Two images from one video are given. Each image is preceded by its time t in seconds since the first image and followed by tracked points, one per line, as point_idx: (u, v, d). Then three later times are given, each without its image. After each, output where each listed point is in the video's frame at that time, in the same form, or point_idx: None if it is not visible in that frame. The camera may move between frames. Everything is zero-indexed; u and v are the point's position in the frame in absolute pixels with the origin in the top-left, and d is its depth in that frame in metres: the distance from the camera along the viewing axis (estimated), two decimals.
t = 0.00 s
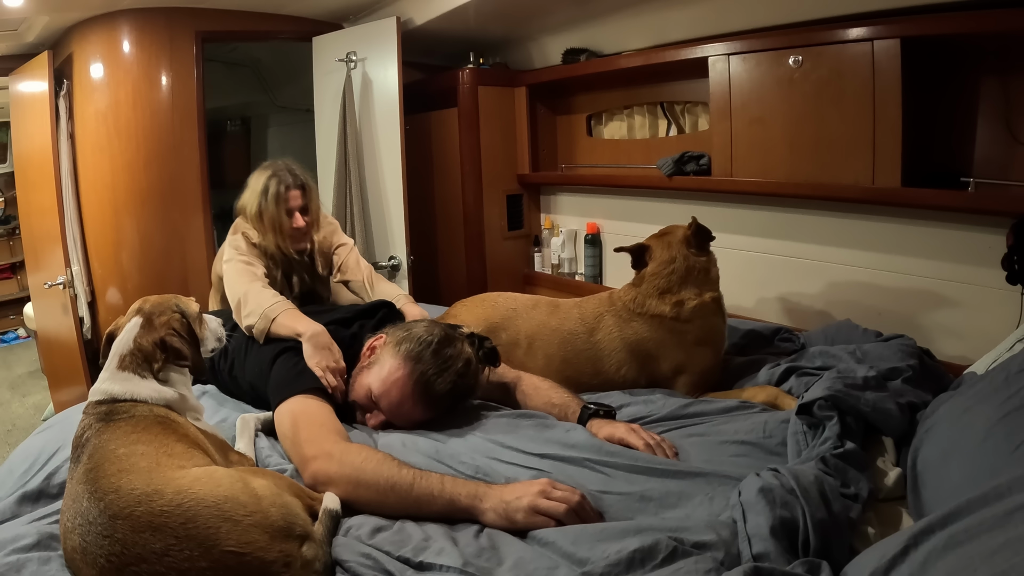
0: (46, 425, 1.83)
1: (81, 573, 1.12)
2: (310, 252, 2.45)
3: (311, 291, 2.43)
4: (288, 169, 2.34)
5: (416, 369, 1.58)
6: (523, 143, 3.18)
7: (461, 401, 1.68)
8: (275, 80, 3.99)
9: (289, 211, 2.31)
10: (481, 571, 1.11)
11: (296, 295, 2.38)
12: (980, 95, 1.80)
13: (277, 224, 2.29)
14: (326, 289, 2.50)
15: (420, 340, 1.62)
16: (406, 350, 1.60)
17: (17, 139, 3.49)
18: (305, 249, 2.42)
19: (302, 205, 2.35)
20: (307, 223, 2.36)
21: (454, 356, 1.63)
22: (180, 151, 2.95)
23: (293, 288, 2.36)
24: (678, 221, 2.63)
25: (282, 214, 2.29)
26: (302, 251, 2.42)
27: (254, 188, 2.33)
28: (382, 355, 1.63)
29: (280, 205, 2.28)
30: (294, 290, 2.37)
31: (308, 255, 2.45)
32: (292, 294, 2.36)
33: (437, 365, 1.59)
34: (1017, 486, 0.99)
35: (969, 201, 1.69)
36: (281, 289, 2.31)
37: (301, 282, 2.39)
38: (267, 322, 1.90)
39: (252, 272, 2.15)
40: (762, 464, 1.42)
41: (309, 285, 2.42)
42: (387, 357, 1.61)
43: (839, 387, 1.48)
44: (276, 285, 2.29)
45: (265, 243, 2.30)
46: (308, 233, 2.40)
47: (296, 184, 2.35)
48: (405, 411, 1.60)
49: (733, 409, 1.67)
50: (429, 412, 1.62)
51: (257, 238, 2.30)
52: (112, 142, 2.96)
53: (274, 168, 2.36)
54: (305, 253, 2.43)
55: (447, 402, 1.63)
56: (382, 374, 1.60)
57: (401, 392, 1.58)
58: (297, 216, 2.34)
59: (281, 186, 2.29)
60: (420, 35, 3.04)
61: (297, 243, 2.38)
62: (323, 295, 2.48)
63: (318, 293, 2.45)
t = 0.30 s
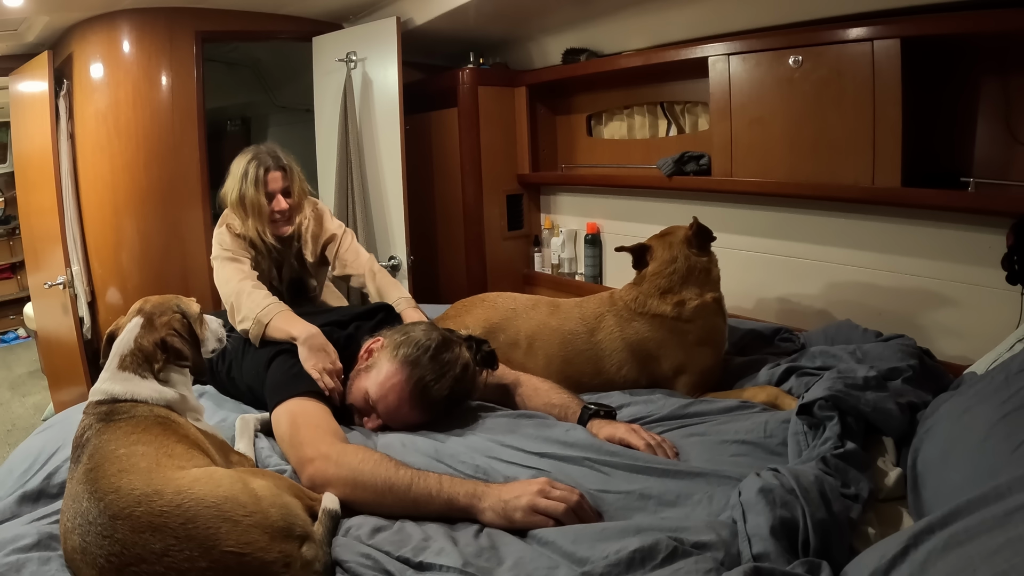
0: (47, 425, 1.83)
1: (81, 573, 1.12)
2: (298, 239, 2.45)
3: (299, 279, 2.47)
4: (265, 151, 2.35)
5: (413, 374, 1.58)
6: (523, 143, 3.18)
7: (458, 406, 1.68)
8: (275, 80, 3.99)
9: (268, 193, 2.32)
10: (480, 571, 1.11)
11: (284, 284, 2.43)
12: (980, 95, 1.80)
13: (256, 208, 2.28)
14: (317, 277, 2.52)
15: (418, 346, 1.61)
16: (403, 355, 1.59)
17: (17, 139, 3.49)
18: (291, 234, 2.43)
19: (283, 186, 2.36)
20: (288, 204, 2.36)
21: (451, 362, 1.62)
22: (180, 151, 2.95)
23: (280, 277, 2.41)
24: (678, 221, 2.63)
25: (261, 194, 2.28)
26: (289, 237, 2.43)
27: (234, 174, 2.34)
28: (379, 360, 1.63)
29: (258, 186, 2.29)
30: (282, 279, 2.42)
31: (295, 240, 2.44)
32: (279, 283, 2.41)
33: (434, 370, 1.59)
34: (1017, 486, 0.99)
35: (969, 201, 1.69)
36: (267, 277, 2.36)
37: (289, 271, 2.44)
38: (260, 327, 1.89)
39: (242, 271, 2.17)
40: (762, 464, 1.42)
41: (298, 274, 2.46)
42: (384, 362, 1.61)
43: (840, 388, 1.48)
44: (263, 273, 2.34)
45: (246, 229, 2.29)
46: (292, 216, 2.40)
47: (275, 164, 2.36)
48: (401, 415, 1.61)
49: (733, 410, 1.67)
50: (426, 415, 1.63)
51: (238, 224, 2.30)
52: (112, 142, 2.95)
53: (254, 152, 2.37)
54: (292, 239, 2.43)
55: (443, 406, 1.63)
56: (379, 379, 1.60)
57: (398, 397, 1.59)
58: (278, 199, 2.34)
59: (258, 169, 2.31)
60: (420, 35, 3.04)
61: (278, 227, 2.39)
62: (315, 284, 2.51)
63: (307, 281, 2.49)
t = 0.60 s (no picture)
0: (47, 425, 1.83)
1: (81, 573, 1.12)
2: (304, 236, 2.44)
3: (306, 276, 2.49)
4: (268, 146, 2.36)
5: (418, 375, 1.59)
6: (523, 143, 3.18)
7: (460, 408, 1.69)
8: (275, 80, 3.99)
9: (272, 186, 2.32)
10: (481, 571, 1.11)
11: (290, 280, 2.45)
12: (980, 95, 1.81)
13: (259, 202, 2.29)
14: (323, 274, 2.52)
15: (423, 345, 1.61)
16: (409, 355, 1.60)
17: (17, 139, 3.49)
18: (295, 229, 2.41)
19: (286, 181, 2.35)
20: (292, 200, 2.35)
21: (456, 363, 1.64)
22: (180, 151, 2.95)
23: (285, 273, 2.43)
24: (678, 220, 2.63)
25: (264, 189, 2.29)
26: (294, 233, 2.42)
27: (240, 169, 2.34)
28: (384, 357, 1.63)
29: (262, 180, 2.29)
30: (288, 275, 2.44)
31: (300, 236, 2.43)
32: (283, 279, 2.43)
33: (439, 372, 1.61)
34: (1016, 486, 0.99)
35: (968, 201, 1.69)
36: (271, 272, 2.38)
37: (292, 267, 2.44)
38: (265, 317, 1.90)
39: (245, 263, 2.18)
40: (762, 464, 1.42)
41: (304, 271, 2.48)
42: (390, 360, 1.61)
43: (840, 388, 1.48)
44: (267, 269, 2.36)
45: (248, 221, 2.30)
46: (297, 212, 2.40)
47: (279, 159, 2.36)
48: (404, 414, 1.61)
49: (733, 410, 1.67)
50: (428, 416, 1.63)
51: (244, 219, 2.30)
52: (112, 142, 2.96)
53: (259, 148, 2.38)
54: (297, 235, 2.42)
55: (446, 407, 1.64)
56: (384, 377, 1.60)
57: (402, 395, 1.59)
58: (282, 194, 2.34)
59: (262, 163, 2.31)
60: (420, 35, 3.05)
61: (282, 221, 2.37)
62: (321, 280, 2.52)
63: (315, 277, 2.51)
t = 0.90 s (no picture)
0: (46, 425, 1.83)
1: (81, 573, 1.13)
2: (297, 227, 2.45)
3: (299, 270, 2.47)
4: (266, 136, 2.35)
5: (404, 365, 1.62)
6: (523, 143, 3.18)
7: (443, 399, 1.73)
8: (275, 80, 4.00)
9: (267, 177, 2.32)
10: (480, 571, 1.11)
11: (281, 273, 2.42)
12: (980, 95, 1.81)
13: (253, 190, 2.30)
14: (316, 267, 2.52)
15: (410, 337, 1.65)
16: (396, 346, 1.63)
17: (17, 139, 3.49)
18: (289, 218, 2.43)
19: (282, 171, 2.36)
20: (286, 190, 2.36)
21: (441, 356, 1.67)
22: (180, 150, 2.95)
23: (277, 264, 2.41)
24: (679, 220, 2.63)
25: (259, 177, 2.29)
26: (287, 224, 2.43)
27: (237, 158, 2.34)
28: (371, 349, 1.67)
29: (257, 169, 2.30)
30: (281, 268, 2.42)
31: (293, 226, 2.45)
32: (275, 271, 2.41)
33: (425, 363, 1.63)
34: (1016, 486, 1.00)
35: (968, 201, 1.69)
36: (262, 263, 2.37)
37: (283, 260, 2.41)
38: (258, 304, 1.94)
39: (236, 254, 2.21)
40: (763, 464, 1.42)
41: (297, 265, 2.46)
42: (377, 351, 1.64)
43: (839, 387, 1.48)
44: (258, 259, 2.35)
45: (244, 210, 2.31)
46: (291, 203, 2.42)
47: (276, 149, 2.36)
48: (389, 404, 1.64)
49: (733, 409, 1.67)
50: (413, 406, 1.66)
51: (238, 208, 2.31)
52: (112, 142, 2.96)
53: (255, 138, 2.37)
54: (290, 226, 2.44)
55: (432, 398, 1.68)
56: (371, 367, 1.63)
57: (388, 385, 1.61)
58: (277, 183, 2.35)
59: (258, 152, 2.32)
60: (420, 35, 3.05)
61: (275, 210, 2.38)
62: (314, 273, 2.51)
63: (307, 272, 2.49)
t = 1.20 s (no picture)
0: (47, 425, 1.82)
1: (82, 572, 1.12)
2: (287, 210, 2.45)
3: (286, 253, 2.48)
4: (263, 115, 2.34)
5: (383, 354, 1.64)
6: (523, 143, 3.18)
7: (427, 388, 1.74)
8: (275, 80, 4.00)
9: (261, 155, 2.32)
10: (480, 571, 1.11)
11: (268, 256, 2.44)
12: (980, 95, 1.81)
13: (245, 169, 2.29)
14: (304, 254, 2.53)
15: (389, 326, 1.67)
16: (376, 335, 1.65)
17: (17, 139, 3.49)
18: (281, 199, 2.42)
19: (276, 151, 2.35)
20: (280, 170, 2.34)
21: (420, 344, 1.68)
22: (180, 150, 2.95)
23: (263, 246, 2.41)
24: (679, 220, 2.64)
25: (253, 154, 2.28)
26: (278, 206, 2.43)
27: (230, 134, 2.32)
28: (353, 337, 1.69)
29: (251, 147, 2.28)
30: (267, 250, 2.43)
31: (285, 208, 2.44)
32: (261, 253, 2.42)
33: (404, 351, 1.65)
34: (1017, 486, 0.99)
35: (968, 201, 1.69)
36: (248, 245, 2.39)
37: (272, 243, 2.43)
38: (241, 296, 2.03)
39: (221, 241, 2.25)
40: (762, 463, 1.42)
41: (284, 249, 2.47)
42: (358, 339, 1.67)
43: (839, 388, 1.48)
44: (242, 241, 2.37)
45: (236, 186, 2.31)
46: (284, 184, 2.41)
47: (272, 128, 2.35)
48: (370, 391, 1.67)
49: (733, 409, 1.67)
50: (395, 393, 1.69)
51: (229, 185, 2.32)
52: (112, 142, 2.96)
53: (251, 115, 2.35)
54: (282, 208, 2.43)
55: (415, 386, 1.71)
56: (352, 355, 1.66)
57: (367, 372, 1.65)
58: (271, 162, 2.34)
59: (253, 131, 2.31)
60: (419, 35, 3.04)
61: (268, 189, 2.36)
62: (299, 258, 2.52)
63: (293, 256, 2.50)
